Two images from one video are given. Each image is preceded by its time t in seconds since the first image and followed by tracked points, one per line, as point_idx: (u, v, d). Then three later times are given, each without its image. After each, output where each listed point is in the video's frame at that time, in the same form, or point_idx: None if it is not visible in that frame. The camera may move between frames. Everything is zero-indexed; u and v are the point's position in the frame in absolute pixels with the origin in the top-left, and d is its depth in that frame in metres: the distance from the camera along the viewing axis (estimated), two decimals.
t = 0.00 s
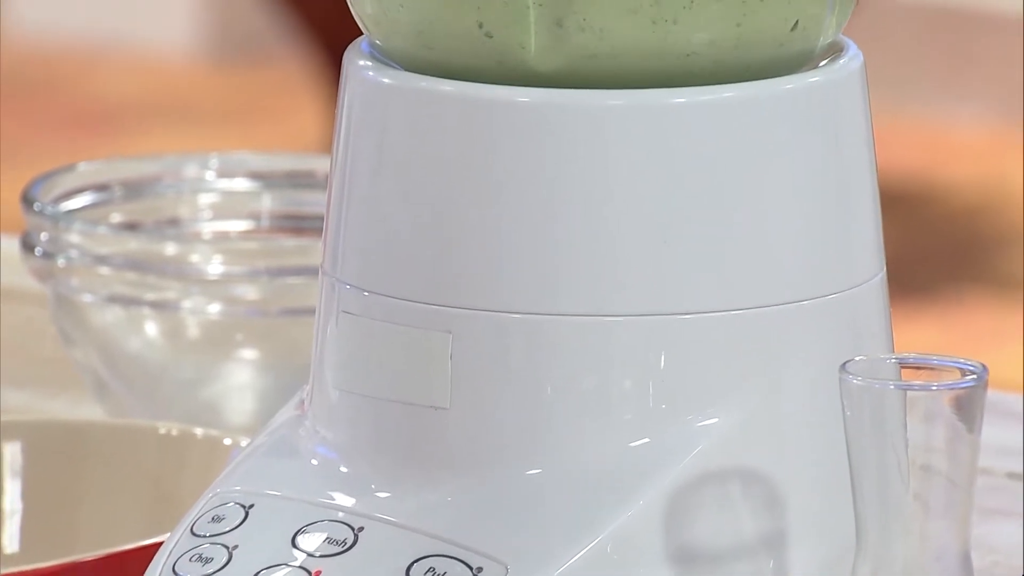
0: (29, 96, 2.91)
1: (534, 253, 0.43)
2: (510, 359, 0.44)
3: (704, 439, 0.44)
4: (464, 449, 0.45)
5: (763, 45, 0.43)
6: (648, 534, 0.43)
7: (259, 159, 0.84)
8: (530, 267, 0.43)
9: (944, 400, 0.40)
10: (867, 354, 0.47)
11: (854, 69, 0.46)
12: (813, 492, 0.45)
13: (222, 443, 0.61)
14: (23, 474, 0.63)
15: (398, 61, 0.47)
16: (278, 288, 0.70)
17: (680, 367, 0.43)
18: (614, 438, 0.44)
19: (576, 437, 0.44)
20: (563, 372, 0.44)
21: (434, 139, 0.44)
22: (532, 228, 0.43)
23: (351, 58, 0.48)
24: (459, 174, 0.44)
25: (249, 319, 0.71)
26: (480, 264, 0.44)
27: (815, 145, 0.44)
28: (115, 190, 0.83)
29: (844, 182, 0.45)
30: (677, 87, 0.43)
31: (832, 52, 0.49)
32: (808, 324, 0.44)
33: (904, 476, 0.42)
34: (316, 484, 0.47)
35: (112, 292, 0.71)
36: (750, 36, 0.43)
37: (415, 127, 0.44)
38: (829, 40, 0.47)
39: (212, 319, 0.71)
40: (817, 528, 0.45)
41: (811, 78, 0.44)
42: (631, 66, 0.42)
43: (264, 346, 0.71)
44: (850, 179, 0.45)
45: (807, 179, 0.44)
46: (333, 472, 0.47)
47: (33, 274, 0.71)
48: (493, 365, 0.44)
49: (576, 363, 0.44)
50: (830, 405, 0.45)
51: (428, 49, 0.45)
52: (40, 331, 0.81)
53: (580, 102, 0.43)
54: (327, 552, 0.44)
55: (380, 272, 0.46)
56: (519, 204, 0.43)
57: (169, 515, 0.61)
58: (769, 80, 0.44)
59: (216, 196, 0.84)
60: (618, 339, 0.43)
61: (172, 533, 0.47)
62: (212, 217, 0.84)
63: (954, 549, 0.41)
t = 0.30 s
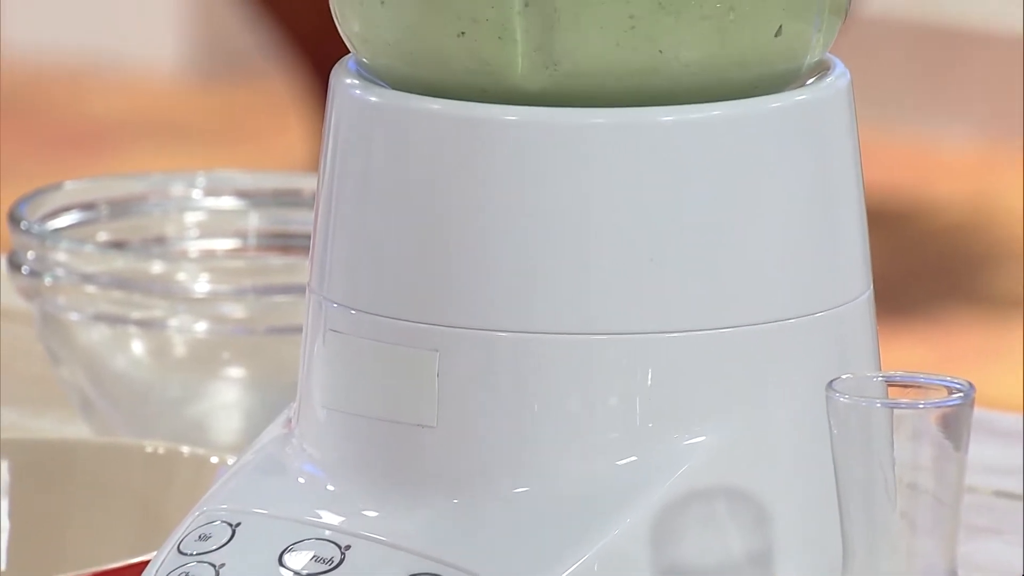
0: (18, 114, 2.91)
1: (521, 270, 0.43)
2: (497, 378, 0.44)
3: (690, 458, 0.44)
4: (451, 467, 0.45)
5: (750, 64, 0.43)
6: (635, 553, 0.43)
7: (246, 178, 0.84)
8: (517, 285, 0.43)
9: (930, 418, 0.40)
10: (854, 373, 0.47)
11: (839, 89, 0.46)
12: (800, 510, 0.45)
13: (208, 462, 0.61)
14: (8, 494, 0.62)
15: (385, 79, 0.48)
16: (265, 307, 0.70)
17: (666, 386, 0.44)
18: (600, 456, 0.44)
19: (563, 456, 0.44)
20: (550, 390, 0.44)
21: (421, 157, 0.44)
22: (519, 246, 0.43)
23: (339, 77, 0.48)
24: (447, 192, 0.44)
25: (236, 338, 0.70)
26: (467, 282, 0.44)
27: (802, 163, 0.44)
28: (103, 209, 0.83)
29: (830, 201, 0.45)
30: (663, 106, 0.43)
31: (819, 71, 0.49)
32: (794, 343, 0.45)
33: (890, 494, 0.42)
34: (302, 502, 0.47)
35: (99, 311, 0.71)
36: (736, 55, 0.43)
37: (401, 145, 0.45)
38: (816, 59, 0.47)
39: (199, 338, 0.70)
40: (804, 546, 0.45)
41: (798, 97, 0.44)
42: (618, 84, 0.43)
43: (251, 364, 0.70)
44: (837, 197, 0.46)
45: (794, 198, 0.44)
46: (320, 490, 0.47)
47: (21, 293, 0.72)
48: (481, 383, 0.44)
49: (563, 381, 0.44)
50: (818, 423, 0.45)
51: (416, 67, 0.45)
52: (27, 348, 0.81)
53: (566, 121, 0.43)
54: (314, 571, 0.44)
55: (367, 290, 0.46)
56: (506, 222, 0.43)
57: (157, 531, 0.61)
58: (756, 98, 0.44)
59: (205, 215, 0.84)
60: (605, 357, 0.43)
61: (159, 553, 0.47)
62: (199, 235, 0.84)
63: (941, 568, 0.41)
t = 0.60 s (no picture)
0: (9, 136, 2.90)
1: (510, 290, 0.43)
2: (487, 399, 0.44)
3: (679, 478, 0.44)
4: (441, 488, 0.45)
5: (739, 85, 0.44)
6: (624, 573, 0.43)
7: (236, 199, 0.83)
8: (506, 306, 0.43)
9: (920, 439, 0.40)
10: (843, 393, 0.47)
11: (828, 109, 0.46)
12: (789, 531, 0.45)
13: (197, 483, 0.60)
14: None
15: (373, 100, 0.48)
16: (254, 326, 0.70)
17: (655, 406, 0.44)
18: (589, 477, 0.44)
19: (552, 477, 0.44)
20: (539, 410, 0.44)
21: (410, 178, 0.44)
22: (509, 267, 0.43)
23: (328, 98, 0.48)
24: (436, 212, 0.44)
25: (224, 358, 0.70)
26: (456, 303, 0.44)
27: (791, 184, 0.44)
28: (91, 228, 0.82)
29: (818, 222, 0.46)
30: (651, 128, 0.43)
31: (807, 92, 0.49)
32: (783, 364, 0.45)
33: (879, 515, 0.42)
34: (291, 523, 0.47)
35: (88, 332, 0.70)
36: (725, 76, 0.43)
37: (391, 165, 0.45)
38: (804, 80, 0.47)
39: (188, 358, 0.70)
40: (793, 566, 0.45)
41: (787, 117, 0.45)
42: (608, 104, 0.43)
43: (240, 387, 0.70)
44: (826, 217, 0.46)
45: (783, 219, 0.44)
46: (309, 511, 0.47)
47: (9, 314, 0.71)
48: (470, 403, 0.44)
49: (553, 402, 0.44)
50: (808, 443, 0.45)
51: (405, 89, 0.45)
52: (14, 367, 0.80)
53: (555, 142, 0.43)
54: None
55: (356, 311, 0.46)
56: (495, 243, 0.43)
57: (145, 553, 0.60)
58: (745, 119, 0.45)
59: (193, 236, 0.83)
60: (594, 377, 0.43)
61: None
62: (188, 255, 0.83)
63: None
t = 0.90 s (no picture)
0: None
1: (498, 317, 0.43)
2: (475, 425, 0.44)
3: (667, 504, 0.44)
4: (429, 514, 0.45)
5: (727, 110, 0.44)
6: None
7: (223, 224, 0.83)
8: (495, 332, 0.43)
9: (907, 464, 0.40)
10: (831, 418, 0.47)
11: (816, 135, 0.47)
12: (776, 556, 0.45)
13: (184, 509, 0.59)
14: None
15: (360, 125, 0.48)
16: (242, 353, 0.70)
17: (643, 432, 0.44)
18: (576, 502, 0.44)
19: (540, 503, 0.44)
20: (527, 436, 0.44)
21: (398, 204, 0.44)
22: (497, 293, 0.43)
23: (316, 123, 0.48)
24: (424, 238, 0.44)
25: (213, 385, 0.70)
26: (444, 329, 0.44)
27: (779, 211, 0.45)
28: (78, 254, 0.81)
29: (806, 248, 0.46)
30: (639, 153, 0.44)
31: (795, 117, 0.50)
32: (770, 389, 0.45)
33: (867, 541, 0.42)
34: (279, 549, 0.47)
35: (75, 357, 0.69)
36: (712, 101, 0.43)
37: (378, 192, 0.45)
38: (792, 105, 0.48)
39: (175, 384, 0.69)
40: None
41: (774, 143, 0.45)
42: (595, 129, 0.43)
43: (227, 412, 0.69)
44: (814, 243, 0.46)
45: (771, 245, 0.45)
46: (297, 536, 0.47)
47: None
48: (458, 429, 0.44)
49: (541, 427, 0.44)
50: (795, 468, 0.46)
51: (393, 114, 0.45)
52: None
53: (544, 168, 0.43)
54: None
55: (343, 337, 0.46)
56: (483, 269, 0.43)
57: None
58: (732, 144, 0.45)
59: (180, 262, 0.83)
60: (582, 403, 0.44)
61: None
62: (175, 281, 0.83)
63: None
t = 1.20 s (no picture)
0: None
1: (489, 342, 0.43)
2: (465, 449, 0.44)
3: (658, 529, 0.44)
4: (419, 538, 0.45)
5: (716, 135, 0.44)
6: None
7: (214, 248, 0.82)
8: (484, 356, 0.44)
9: (898, 488, 0.40)
10: (822, 444, 0.47)
11: (805, 160, 0.47)
12: None
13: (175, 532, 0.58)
14: None
15: (350, 150, 0.48)
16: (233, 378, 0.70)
17: (633, 457, 0.44)
18: (567, 526, 0.44)
19: (530, 527, 0.44)
20: (517, 460, 0.44)
21: (388, 230, 0.44)
22: (487, 317, 0.43)
23: (306, 149, 0.48)
24: (413, 263, 0.44)
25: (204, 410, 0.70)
26: (434, 352, 0.44)
27: (768, 236, 0.45)
28: (69, 279, 0.80)
29: (796, 272, 0.46)
30: (628, 178, 0.44)
31: (784, 141, 0.50)
32: (759, 414, 0.45)
33: (858, 565, 0.42)
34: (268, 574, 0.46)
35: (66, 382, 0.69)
36: (702, 126, 0.43)
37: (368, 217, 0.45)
38: (781, 129, 0.48)
39: (166, 409, 0.70)
40: None
41: (764, 168, 0.45)
42: (584, 154, 0.43)
43: (217, 437, 0.69)
44: (804, 269, 0.46)
45: (760, 270, 0.45)
46: (286, 560, 0.47)
47: None
48: (449, 453, 0.44)
49: (532, 452, 0.44)
50: (786, 493, 0.46)
51: (383, 138, 0.45)
52: None
53: (533, 192, 0.43)
54: None
55: (333, 361, 0.46)
56: (474, 294, 0.44)
57: None
58: (721, 169, 0.45)
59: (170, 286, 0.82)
60: (572, 427, 0.44)
61: None
62: (166, 305, 0.83)
63: None
